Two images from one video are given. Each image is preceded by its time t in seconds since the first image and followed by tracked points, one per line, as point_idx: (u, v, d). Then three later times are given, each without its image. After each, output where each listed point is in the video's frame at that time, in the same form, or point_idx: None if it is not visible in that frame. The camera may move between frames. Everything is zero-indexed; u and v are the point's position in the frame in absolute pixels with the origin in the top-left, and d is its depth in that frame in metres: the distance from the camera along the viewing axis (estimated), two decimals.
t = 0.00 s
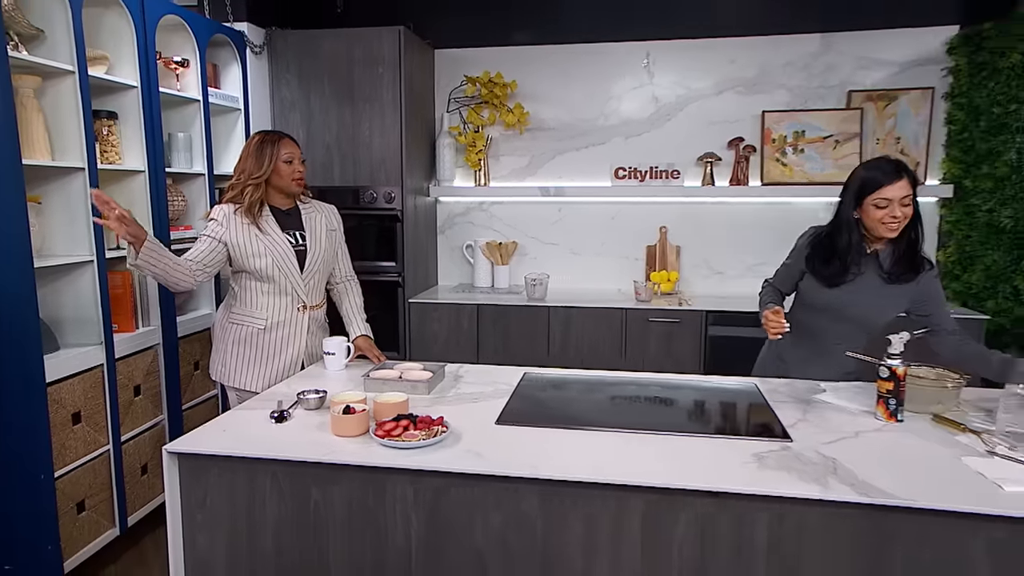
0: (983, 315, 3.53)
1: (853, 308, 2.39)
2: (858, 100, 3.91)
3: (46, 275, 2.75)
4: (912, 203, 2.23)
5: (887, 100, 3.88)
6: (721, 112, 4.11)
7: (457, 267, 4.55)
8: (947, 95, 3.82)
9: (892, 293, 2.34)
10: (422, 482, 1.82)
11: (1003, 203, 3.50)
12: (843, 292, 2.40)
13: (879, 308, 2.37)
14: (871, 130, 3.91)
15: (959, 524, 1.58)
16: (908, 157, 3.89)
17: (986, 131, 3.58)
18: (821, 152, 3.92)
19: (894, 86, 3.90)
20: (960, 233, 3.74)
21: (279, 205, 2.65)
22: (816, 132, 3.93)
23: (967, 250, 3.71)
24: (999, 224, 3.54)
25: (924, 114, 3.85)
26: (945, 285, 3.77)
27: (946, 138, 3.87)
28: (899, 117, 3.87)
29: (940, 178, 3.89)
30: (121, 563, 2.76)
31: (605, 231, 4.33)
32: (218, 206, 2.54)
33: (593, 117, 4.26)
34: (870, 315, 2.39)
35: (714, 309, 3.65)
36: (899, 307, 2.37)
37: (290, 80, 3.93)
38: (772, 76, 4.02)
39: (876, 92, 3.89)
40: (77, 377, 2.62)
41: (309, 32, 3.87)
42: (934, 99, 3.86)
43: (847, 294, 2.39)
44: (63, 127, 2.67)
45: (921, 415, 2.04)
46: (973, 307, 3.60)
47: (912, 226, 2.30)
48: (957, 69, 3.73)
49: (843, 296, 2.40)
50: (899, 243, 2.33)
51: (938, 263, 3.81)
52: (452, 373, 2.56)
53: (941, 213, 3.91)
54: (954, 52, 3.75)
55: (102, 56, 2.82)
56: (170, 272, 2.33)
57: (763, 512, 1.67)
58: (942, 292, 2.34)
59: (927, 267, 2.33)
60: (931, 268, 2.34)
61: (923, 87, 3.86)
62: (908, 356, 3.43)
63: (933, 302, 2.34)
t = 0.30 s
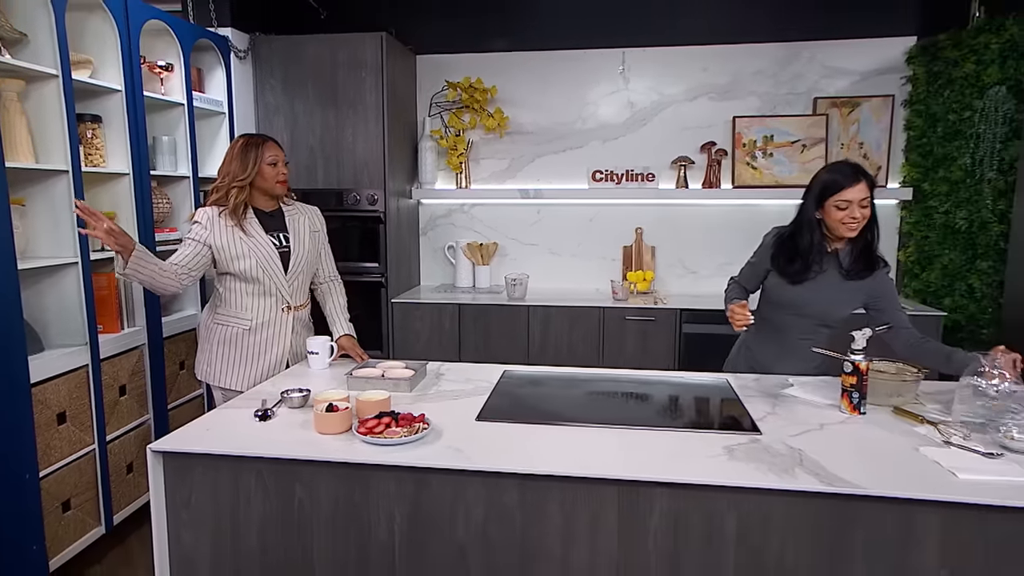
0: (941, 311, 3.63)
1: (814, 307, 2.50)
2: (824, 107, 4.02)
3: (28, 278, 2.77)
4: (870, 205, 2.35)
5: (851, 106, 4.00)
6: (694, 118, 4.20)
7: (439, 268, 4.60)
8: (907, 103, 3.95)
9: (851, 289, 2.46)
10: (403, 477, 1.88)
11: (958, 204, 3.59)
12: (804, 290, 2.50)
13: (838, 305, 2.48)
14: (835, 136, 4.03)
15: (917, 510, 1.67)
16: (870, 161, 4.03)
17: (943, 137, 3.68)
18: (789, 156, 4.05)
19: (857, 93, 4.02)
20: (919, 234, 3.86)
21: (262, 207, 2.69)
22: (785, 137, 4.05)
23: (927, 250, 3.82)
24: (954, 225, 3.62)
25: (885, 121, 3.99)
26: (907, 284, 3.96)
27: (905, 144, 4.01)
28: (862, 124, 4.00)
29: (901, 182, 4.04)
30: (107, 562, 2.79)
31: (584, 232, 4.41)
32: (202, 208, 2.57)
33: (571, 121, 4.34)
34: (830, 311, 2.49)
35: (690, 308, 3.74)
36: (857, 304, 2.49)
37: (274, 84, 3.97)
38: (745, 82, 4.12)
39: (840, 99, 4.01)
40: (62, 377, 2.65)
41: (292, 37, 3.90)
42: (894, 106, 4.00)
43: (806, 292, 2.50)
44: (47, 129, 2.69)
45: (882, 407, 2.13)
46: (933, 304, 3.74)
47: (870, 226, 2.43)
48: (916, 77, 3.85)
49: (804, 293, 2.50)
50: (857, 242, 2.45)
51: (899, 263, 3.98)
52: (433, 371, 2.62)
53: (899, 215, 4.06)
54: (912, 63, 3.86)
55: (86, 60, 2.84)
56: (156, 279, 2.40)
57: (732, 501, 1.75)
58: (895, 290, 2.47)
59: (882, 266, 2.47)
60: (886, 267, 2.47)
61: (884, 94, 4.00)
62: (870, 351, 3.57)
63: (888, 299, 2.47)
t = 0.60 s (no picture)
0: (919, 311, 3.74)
1: (795, 303, 2.54)
2: (806, 107, 4.07)
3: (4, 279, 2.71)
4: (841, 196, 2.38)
5: (833, 108, 4.05)
6: (679, 118, 4.23)
7: (425, 267, 4.59)
8: (887, 104, 4.00)
9: (829, 283, 2.50)
10: (389, 478, 1.87)
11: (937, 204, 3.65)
12: (783, 287, 2.54)
13: (817, 299, 2.52)
14: (818, 136, 4.08)
15: (897, 507, 1.69)
16: (853, 162, 4.07)
17: (923, 138, 3.74)
18: (772, 156, 4.08)
19: (839, 95, 4.07)
20: (900, 233, 3.93)
21: (245, 208, 2.67)
22: (768, 138, 4.09)
23: (907, 249, 3.88)
24: (933, 224, 3.67)
25: (865, 121, 4.04)
26: (888, 282, 4.02)
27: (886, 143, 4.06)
28: (843, 125, 4.05)
29: (882, 182, 4.10)
30: (88, 565, 2.75)
31: (569, 232, 4.42)
32: (184, 211, 2.54)
33: (556, 121, 4.35)
34: (809, 306, 2.53)
35: (675, 308, 3.76)
36: (836, 299, 2.53)
37: (259, 83, 3.94)
38: (728, 84, 4.15)
39: (822, 99, 4.06)
40: (41, 380, 2.61)
41: (277, 37, 3.88)
42: (874, 107, 4.05)
43: (786, 290, 2.54)
44: (26, 128, 2.65)
45: (863, 405, 2.16)
46: (913, 302, 3.84)
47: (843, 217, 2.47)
48: (897, 78, 3.91)
49: (782, 290, 2.55)
50: (832, 235, 2.49)
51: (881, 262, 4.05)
52: (419, 372, 2.61)
53: (880, 215, 4.13)
54: (893, 64, 3.93)
55: (66, 59, 2.80)
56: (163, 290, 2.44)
57: (717, 499, 1.76)
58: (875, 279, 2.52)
59: (858, 256, 2.51)
60: (863, 257, 2.52)
61: (864, 96, 4.04)
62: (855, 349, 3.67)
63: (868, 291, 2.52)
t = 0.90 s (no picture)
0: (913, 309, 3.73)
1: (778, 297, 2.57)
2: (800, 107, 4.08)
3: None
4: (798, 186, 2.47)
5: (827, 108, 4.06)
6: (674, 118, 4.24)
7: (421, 267, 4.59)
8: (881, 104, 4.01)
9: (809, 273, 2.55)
10: (384, 478, 1.87)
11: (931, 204, 3.66)
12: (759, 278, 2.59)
13: (800, 291, 2.56)
14: (812, 136, 4.09)
15: (891, 506, 1.70)
16: (846, 162, 4.08)
17: (917, 138, 3.74)
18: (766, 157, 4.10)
19: (833, 95, 4.08)
20: (893, 233, 3.93)
21: (236, 208, 2.65)
22: (762, 138, 4.10)
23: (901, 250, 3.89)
24: (927, 225, 3.69)
25: (860, 122, 4.05)
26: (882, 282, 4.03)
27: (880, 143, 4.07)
28: (837, 125, 4.07)
29: (875, 182, 4.10)
30: (82, 567, 2.74)
31: (565, 232, 4.42)
32: (178, 213, 2.48)
33: (551, 121, 4.35)
34: (794, 299, 2.57)
35: (670, 308, 3.77)
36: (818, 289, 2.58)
37: (253, 83, 3.93)
38: (723, 84, 4.16)
39: (817, 100, 4.07)
40: (34, 381, 2.59)
41: (271, 36, 3.87)
42: (869, 107, 4.06)
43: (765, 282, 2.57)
44: (19, 128, 2.64)
45: (857, 404, 2.17)
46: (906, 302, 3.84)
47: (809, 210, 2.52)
48: (890, 79, 3.93)
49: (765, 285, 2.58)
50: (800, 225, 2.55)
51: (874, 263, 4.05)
52: (414, 372, 2.61)
53: (874, 215, 4.13)
54: (886, 64, 3.93)
55: (59, 58, 2.78)
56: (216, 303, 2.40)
57: (711, 499, 1.77)
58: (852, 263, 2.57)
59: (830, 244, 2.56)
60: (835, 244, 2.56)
61: (859, 96, 4.05)
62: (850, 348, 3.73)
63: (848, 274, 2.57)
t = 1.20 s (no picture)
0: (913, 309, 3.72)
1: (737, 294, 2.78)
2: (800, 108, 4.08)
3: None
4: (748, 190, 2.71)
5: (827, 108, 4.06)
6: (673, 118, 4.24)
7: (420, 267, 4.59)
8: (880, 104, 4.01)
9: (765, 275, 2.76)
10: (384, 478, 1.87)
11: (931, 204, 3.66)
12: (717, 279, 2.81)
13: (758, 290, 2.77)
14: (812, 136, 4.09)
15: (891, 506, 1.70)
16: (846, 161, 4.08)
17: (917, 138, 3.72)
18: (766, 157, 4.11)
19: (833, 95, 4.09)
20: (894, 233, 3.88)
21: (239, 208, 2.64)
22: (762, 138, 4.11)
23: (900, 249, 3.85)
24: (927, 224, 3.68)
25: (859, 122, 4.05)
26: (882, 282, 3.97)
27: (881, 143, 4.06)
28: (837, 125, 4.07)
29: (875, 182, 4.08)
30: (81, 567, 2.74)
31: (565, 232, 4.42)
32: (183, 212, 2.45)
33: (551, 121, 4.35)
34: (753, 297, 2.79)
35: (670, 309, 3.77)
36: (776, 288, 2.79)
37: (253, 83, 3.93)
38: (722, 84, 4.16)
39: (816, 100, 4.07)
40: (34, 381, 2.59)
41: (270, 36, 3.87)
42: (868, 107, 4.06)
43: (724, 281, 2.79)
44: (18, 128, 2.64)
45: (857, 404, 2.17)
46: (905, 302, 3.81)
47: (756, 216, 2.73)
48: (889, 79, 3.91)
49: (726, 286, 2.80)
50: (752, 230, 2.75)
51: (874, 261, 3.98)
52: (414, 372, 2.60)
53: (875, 215, 4.09)
54: (885, 64, 3.91)
55: (59, 58, 2.78)
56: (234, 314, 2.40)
57: (711, 499, 1.77)
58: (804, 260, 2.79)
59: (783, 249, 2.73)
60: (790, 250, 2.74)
61: (858, 96, 4.06)
62: (850, 348, 3.67)
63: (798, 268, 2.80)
